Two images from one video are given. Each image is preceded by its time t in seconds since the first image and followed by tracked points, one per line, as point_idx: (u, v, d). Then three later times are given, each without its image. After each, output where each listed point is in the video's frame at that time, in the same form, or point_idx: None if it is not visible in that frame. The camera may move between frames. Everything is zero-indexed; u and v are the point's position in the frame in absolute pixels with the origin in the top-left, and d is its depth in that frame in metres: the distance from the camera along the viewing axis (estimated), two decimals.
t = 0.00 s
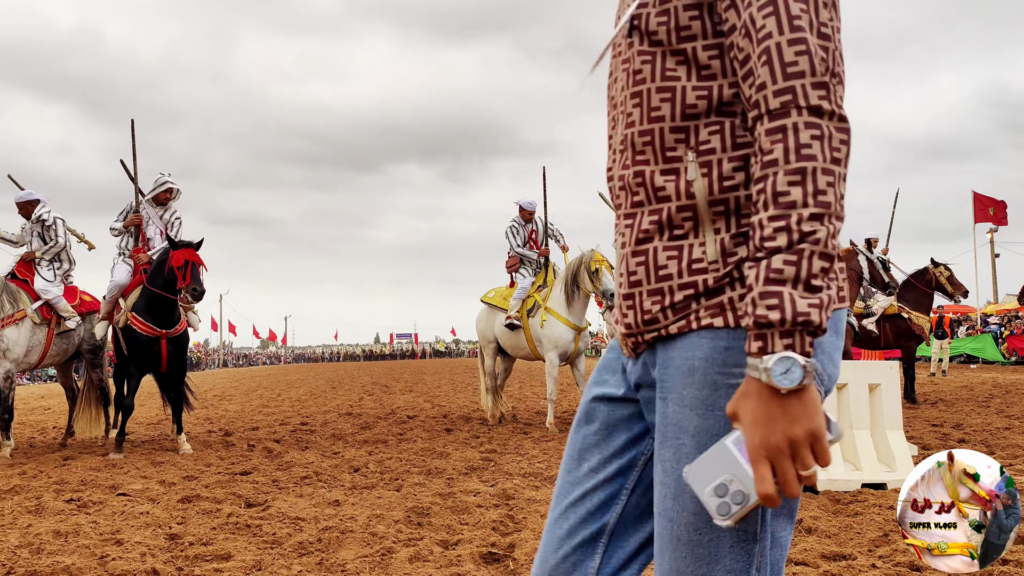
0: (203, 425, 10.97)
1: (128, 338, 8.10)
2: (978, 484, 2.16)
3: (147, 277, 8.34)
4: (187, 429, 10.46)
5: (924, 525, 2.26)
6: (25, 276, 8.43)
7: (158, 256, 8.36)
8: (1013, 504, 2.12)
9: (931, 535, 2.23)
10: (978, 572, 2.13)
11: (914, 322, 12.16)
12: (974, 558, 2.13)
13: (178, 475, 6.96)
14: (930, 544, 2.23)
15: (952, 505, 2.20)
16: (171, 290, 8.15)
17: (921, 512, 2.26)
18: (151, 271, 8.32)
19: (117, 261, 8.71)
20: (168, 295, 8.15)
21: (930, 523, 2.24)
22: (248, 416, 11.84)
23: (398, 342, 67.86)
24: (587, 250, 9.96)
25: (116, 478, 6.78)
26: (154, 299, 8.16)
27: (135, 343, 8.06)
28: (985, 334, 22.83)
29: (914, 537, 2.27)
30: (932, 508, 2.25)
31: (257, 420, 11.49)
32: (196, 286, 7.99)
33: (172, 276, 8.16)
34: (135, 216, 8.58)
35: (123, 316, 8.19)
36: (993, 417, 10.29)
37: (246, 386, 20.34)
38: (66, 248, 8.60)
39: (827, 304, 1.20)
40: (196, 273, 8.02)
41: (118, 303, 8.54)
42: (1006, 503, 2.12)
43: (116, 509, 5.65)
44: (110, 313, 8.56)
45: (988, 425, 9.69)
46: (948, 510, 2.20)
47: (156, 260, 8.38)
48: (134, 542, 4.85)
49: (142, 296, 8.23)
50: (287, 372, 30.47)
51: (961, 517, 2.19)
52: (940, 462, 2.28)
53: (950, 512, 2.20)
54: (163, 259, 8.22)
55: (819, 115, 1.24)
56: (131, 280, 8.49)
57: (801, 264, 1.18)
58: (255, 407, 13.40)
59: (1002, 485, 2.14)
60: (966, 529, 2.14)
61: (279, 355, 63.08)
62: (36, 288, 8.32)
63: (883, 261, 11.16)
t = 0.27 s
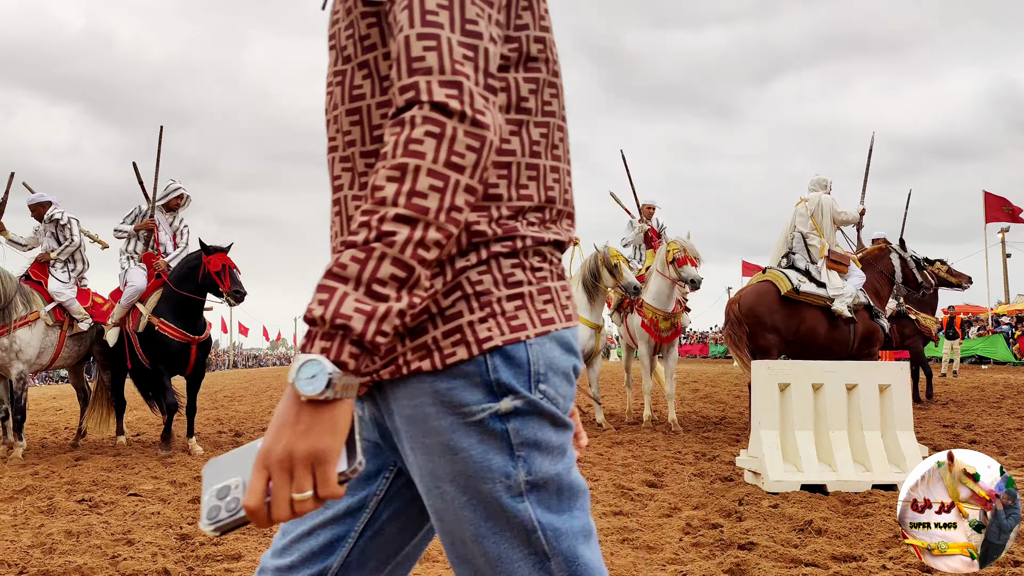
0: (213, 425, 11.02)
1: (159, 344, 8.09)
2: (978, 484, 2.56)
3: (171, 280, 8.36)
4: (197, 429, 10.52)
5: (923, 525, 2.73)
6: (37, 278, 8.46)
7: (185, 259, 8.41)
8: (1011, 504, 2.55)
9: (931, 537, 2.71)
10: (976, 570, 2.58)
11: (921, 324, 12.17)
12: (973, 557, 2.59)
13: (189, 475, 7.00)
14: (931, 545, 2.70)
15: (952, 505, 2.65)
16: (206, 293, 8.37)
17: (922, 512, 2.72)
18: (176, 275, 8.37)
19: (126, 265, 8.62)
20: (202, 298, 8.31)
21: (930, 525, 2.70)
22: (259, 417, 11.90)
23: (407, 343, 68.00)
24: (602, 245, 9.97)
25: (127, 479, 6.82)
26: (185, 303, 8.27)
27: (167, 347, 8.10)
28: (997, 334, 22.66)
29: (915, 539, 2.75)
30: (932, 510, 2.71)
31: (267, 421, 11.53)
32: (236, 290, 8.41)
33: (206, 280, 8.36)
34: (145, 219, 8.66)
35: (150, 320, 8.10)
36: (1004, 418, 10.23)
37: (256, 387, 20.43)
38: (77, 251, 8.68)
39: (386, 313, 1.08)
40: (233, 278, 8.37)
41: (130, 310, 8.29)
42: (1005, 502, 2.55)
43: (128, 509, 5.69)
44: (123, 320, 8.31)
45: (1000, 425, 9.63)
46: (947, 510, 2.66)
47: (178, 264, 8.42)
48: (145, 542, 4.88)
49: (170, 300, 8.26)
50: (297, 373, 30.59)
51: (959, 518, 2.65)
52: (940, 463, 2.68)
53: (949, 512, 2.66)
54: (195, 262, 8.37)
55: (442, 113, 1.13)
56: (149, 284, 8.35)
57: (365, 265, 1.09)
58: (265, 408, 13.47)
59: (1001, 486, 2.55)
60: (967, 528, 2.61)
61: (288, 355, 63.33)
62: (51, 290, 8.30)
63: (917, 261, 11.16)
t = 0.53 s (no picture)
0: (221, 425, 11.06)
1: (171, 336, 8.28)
2: (978, 484, 2.29)
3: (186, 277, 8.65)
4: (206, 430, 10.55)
5: (923, 525, 2.45)
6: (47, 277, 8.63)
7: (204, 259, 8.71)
8: (1012, 505, 2.25)
9: (931, 537, 2.43)
10: (976, 573, 2.31)
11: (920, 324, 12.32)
12: (973, 558, 2.32)
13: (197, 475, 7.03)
14: (931, 546, 2.43)
15: (952, 505, 2.35)
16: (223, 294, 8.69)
17: (918, 510, 2.43)
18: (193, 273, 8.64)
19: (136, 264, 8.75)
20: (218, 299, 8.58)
21: (930, 525, 2.42)
22: (267, 417, 11.93)
23: (415, 343, 68.09)
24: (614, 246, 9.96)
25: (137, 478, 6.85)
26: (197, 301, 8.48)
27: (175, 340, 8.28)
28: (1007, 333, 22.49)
29: (914, 540, 2.47)
30: (932, 510, 2.41)
31: (275, 421, 11.56)
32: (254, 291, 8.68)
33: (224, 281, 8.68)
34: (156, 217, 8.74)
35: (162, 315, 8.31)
36: (1015, 418, 10.15)
37: (265, 387, 20.51)
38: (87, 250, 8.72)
39: (72, 303, 1.16)
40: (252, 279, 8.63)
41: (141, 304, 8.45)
42: (1006, 503, 2.26)
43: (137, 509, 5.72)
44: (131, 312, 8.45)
45: (1010, 426, 9.56)
46: (947, 510, 2.37)
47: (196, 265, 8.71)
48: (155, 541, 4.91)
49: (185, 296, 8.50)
50: (306, 373, 30.68)
51: (960, 519, 2.36)
52: (940, 462, 2.36)
53: (949, 513, 2.36)
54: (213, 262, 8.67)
55: (92, 95, 1.23)
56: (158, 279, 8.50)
57: (38, 260, 1.15)
58: (273, 408, 13.51)
59: (1001, 485, 2.28)
60: (967, 529, 2.33)
61: (296, 356, 63.52)
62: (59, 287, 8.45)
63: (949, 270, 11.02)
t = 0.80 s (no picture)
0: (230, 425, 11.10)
1: (188, 336, 8.35)
2: (979, 484, 2.59)
3: (209, 278, 8.67)
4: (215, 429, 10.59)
5: (924, 525, 2.70)
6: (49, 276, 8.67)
7: (228, 262, 8.69)
8: (1012, 504, 2.55)
9: (932, 537, 2.68)
10: (976, 570, 2.57)
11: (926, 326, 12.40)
12: (973, 557, 2.58)
13: (207, 474, 7.06)
14: (931, 545, 2.67)
15: (952, 505, 2.63)
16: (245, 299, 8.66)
17: (921, 512, 2.68)
18: (215, 275, 8.66)
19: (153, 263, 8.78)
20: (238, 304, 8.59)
21: (931, 525, 2.67)
22: (276, 416, 11.97)
23: (423, 342, 68.14)
24: (622, 245, 9.94)
25: (146, 478, 6.89)
26: (219, 303, 8.56)
27: (191, 339, 8.34)
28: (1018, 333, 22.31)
29: (915, 539, 2.71)
30: (932, 509, 2.68)
31: (284, 420, 11.60)
32: (277, 297, 8.62)
33: (246, 285, 8.64)
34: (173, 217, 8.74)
35: (180, 314, 8.42)
36: None
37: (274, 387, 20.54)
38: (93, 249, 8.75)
39: None
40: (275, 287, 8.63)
41: (158, 302, 8.58)
42: (1005, 502, 2.56)
43: (146, 508, 5.75)
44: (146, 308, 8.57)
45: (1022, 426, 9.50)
46: (947, 510, 2.64)
47: (219, 266, 8.69)
48: (164, 540, 4.92)
49: (205, 297, 8.57)
50: (315, 373, 30.75)
51: (960, 518, 2.63)
52: (941, 462, 2.65)
53: (950, 513, 2.64)
54: (238, 267, 8.64)
55: None
56: (175, 279, 8.52)
57: None
58: (282, 408, 13.55)
59: (1000, 485, 2.58)
60: (968, 528, 2.61)
61: (304, 355, 63.69)
62: (61, 285, 8.48)
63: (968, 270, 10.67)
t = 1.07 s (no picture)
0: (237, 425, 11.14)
1: (218, 339, 8.43)
2: (978, 484, 2.48)
3: (235, 280, 8.69)
4: (222, 429, 10.63)
5: (923, 525, 2.58)
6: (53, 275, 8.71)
7: (253, 263, 8.71)
8: (1011, 505, 2.44)
9: (932, 537, 2.56)
10: (976, 571, 2.46)
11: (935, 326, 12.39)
12: (973, 557, 2.47)
13: (215, 475, 7.08)
14: (931, 545, 2.56)
15: (952, 505, 2.52)
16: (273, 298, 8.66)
17: (919, 511, 2.57)
18: (241, 277, 8.69)
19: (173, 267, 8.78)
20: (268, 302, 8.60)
21: (930, 525, 2.56)
22: (283, 417, 12.00)
23: (430, 343, 68.22)
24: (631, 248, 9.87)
25: (155, 478, 6.92)
26: (249, 304, 8.60)
27: (224, 342, 8.42)
28: None
29: (915, 539, 2.59)
30: (932, 510, 2.56)
31: (291, 421, 11.63)
32: (305, 296, 8.66)
33: (274, 284, 8.66)
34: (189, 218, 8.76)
35: (209, 318, 8.44)
36: None
37: (282, 387, 20.60)
38: (100, 243, 8.79)
39: None
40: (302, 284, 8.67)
41: (184, 307, 8.55)
42: (1005, 503, 2.45)
43: (154, 508, 5.77)
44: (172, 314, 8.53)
45: None
46: (947, 510, 2.52)
47: (244, 267, 8.72)
48: (173, 540, 4.94)
49: (232, 300, 8.60)
50: (323, 373, 30.84)
51: (960, 518, 2.52)
52: (940, 463, 2.55)
53: (950, 513, 2.52)
54: (263, 268, 8.65)
55: None
56: (203, 281, 8.57)
57: None
58: (290, 408, 13.59)
59: (1001, 485, 2.47)
60: (967, 529, 2.50)
61: (312, 356, 63.85)
62: (64, 284, 8.50)
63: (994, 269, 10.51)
